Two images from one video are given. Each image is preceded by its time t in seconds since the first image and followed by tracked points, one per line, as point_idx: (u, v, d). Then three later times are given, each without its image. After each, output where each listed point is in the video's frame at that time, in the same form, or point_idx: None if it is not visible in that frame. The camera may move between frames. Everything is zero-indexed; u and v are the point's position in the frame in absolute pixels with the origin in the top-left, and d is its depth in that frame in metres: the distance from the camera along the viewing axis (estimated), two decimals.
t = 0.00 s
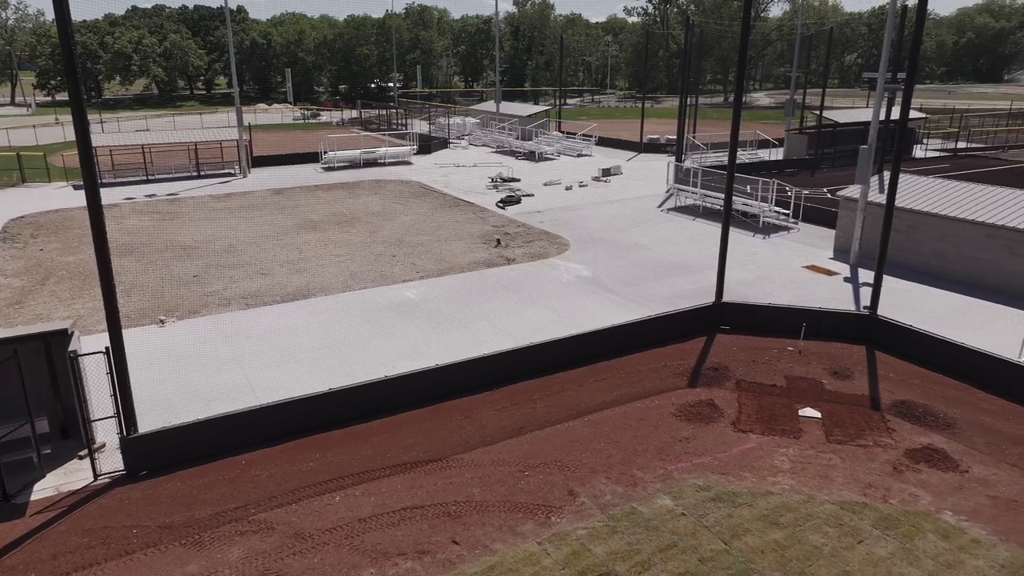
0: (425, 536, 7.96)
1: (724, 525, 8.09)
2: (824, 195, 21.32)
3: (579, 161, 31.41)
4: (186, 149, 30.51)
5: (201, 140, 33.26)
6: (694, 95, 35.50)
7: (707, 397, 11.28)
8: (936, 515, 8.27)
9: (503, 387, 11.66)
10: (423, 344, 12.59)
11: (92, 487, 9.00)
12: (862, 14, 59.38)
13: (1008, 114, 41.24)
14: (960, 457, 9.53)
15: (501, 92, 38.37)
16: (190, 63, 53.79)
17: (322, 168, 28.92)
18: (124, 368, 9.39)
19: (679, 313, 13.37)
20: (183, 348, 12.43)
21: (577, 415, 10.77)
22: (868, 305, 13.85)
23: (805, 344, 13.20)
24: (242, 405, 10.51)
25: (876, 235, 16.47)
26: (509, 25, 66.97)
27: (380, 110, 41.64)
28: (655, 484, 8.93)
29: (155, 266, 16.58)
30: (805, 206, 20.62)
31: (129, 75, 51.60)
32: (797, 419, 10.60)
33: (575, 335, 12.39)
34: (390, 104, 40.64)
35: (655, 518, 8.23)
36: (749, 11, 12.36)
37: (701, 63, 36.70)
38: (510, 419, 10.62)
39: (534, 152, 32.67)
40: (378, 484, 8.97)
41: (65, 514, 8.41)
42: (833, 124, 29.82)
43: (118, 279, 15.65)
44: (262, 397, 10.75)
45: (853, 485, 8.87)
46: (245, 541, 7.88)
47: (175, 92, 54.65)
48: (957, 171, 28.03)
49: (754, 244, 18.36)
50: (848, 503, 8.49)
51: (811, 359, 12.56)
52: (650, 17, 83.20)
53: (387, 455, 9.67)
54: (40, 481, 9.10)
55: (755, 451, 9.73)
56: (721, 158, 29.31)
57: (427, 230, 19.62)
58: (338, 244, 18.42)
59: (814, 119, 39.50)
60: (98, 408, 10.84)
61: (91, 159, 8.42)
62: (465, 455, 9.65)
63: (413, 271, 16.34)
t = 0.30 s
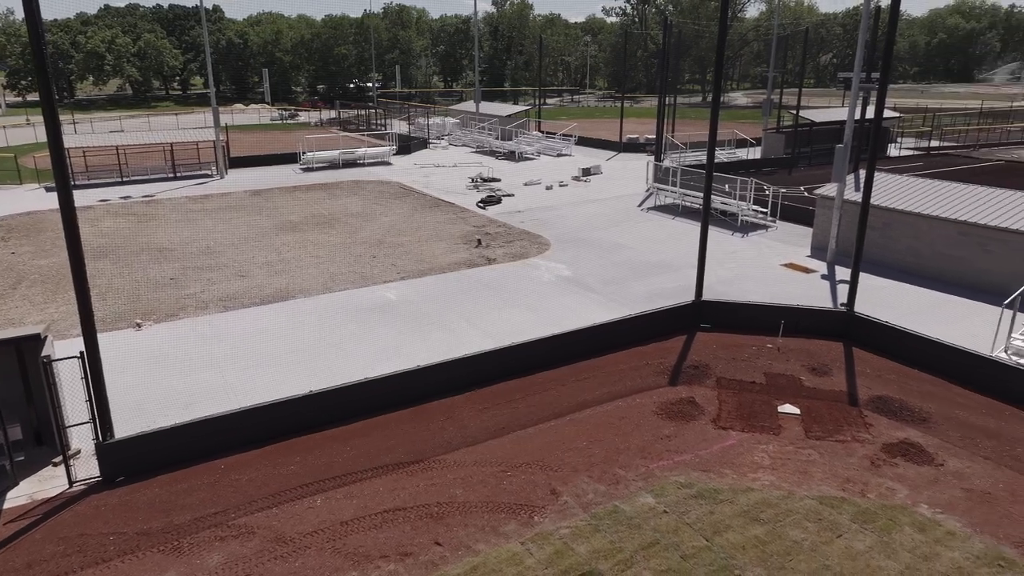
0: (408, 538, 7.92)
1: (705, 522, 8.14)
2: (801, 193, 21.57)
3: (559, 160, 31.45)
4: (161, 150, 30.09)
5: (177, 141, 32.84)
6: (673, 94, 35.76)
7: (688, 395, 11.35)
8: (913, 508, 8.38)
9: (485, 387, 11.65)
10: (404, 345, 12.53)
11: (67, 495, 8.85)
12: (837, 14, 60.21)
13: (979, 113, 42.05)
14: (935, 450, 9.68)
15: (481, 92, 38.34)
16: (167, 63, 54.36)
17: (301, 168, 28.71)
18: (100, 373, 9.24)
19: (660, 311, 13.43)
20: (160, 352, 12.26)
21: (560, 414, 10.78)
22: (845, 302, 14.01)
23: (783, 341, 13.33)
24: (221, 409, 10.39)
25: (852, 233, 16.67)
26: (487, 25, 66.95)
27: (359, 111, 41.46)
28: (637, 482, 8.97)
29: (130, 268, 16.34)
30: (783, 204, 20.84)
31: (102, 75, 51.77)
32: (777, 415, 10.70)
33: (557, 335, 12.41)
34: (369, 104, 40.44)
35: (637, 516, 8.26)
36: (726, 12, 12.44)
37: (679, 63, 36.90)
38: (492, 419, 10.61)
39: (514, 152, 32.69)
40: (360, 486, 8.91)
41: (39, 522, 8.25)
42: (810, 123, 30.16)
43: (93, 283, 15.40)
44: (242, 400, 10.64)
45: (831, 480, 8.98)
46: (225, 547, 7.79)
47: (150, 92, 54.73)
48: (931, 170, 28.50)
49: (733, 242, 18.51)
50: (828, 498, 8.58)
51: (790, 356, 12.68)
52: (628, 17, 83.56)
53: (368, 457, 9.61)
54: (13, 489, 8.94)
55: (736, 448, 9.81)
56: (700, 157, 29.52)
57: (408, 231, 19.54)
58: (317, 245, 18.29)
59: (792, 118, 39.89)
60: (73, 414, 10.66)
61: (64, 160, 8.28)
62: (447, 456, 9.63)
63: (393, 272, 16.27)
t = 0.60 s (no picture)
0: (389, 541, 7.87)
1: (686, 519, 8.19)
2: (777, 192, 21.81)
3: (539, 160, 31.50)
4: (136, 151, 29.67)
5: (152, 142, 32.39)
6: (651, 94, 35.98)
7: (669, 393, 11.41)
8: (889, 501, 8.50)
9: (466, 387, 11.62)
10: (384, 346, 12.45)
11: (40, 503, 8.67)
12: (811, 15, 61.11)
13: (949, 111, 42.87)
14: (910, 444, 9.82)
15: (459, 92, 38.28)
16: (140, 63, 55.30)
17: (279, 169, 28.47)
18: (73, 379, 9.06)
19: (640, 310, 13.49)
20: (135, 356, 12.07)
21: (541, 414, 10.79)
22: (821, 299, 14.18)
23: (762, 339, 13.45)
24: (199, 413, 10.26)
25: (828, 231, 16.89)
26: (466, 25, 66.89)
27: (337, 111, 41.22)
28: (618, 480, 8.99)
29: (104, 272, 16.08)
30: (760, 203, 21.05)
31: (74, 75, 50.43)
32: (756, 412, 10.79)
33: (538, 335, 12.42)
34: (347, 104, 40.21)
35: (619, 514, 8.28)
36: (703, 12, 12.50)
37: (657, 62, 37.13)
38: (473, 420, 10.58)
39: (493, 152, 32.67)
40: (342, 489, 8.84)
41: (11, 531, 8.08)
42: (786, 123, 30.51)
43: (65, 287, 15.13)
44: (220, 405, 10.50)
45: (810, 476, 9.07)
46: (204, 553, 7.68)
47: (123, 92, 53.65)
48: (904, 168, 28.96)
49: (712, 241, 18.66)
50: (806, 494, 8.67)
51: (768, 353, 12.80)
52: (606, 17, 83.91)
53: (349, 460, 9.53)
54: None
55: (716, 444, 9.88)
56: (678, 156, 29.73)
57: (387, 231, 19.45)
58: (296, 246, 18.14)
59: (768, 117, 40.30)
60: (46, 420, 10.45)
61: (34, 162, 8.10)
62: (429, 457, 9.59)
63: (373, 273, 16.19)
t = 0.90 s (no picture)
0: (371, 543, 7.83)
1: (667, 517, 8.23)
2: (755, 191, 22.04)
3: (518, 160, 31.51)
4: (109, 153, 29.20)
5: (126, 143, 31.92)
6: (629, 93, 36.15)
7: (649, 391, 11.47)
8: (866, 495, 8.62)
9: (449, 388, 11.59)
10: (364, 348, 12.38)
11: (13, 511, 8.50)
12: (786, 16, 61.90)
13: (921, 111, 43.60)
14: (886, 439, 9.96)
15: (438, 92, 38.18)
16: (113, 63, 54.21)
17: (256, 170, 28.20)
18: (46, 384, 8.89)
19: (620, 309, 13.55)
20: (110, 361, 11.87)
21: (524, 413, 10.79)
22: (799, 296, 14.34)
23: (741, 336, 13.57)
24: (177, 417, 10.13)
25: (805, 229, 17.09)
26: (444, 25, 66.80)
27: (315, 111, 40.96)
28: (600, 479, 9.02)
29: (77, 275, 15.82)
30: (738, 202, 21.25)
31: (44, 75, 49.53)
32: (735, 409, 10.88)
33: (519, 335, 12.42)
34: (325, 104, 39.98)
35: (601, 513, 8.31)
36: (680, 12, 12.55)
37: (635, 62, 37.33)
38: (455, 421, 10.55)
39: (473, 152, 32.64)
40: (322, 492, 8.77)
41: None
42: (762, 122, 30.84)
43: (37, 291, 14.85)
44: (198, 409, 10.37)
45: (789, 471, 9.17)
46: (182, 559, 7.58)
47: (95, 93, 52.84)
48: (878, 166, 29.42)
49: (690, 239, 18.79)
50: (785, 489, 8.76)
51: (747, 350, 12.91)
52: (584, 17, 84.16)
53: (330, 462, 9.46)
54: None
55: (696, 442, 9.95)
56: (657, 155, 29.92)
57: (366, 232, 19.35)
58: (274, 248, 17.98)
59: (745, 117, 40.73)
60: (18, 427, 10.25)
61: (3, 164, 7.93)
62: (410, 458, 9.55)
63: (352, 274, 16.11)
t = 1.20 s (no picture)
0: (353, 546, 7.77)
1: (650, 514, 8.27)
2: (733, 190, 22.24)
3: (498, 160, 31.49)
4: (83, 154, 28.72)
5: (100, 145, 31.44)
6: (609, 94, 36.29)
7: (631, 390, 11.52)
8: (844, 490, 8.72)
9: (430, 389, 11.55)
10: (345, 350, 12.30)
11: None
12: (762, 16, 62.63)
13: (896, 110, 44.26)
14: (864, 434, 10.09)
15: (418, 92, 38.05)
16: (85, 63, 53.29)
17: (234, 171, 27.91)
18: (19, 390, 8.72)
19: (601, 308, 13.59)
20: (85, 366, 11.68)
21: (506, 413, 10.79)
22: (777, 294, 14.48)
23: (720, 334, 13.67)
24: (154, 422, 9.99)
25: (783, 228, 17.26)
26: (423, 25, 66.58)
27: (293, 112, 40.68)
28: (582, 478, 9.04)
29: (50, 279, 15.54)
30: (717, 201, 21.42)
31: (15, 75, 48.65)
32: (715, 407, 10.96)
33: (500, 335, 12.42)
34: (304, 104, 39.73)
35: (584, 512, 8.32)
36: (658, 12, 12.57)
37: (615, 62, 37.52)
38: (437, 422, 10.53)
39: (453, 153, 32.55)
40: (303, 496, 8.70)
41: None
42: (741, 122, 31.13)
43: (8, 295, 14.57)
44: (176, 413, 10.24)
45: (768, 468, 9.25)
46: (161, 566, 7.48)
47: (68, 93, 51.93)
48: (854, 165, 29.82)
49: (670, 238, 18.90)
50: (765, 485, 8.84)
51: (727, 348, 13.01)
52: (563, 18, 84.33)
53: (311, 465, 9.39)
54: None
55: (677, 440, 10.01)
56: (636, 155, 30.07)
57: (346, 233, 19.22)
58: (252, 249, 17.81)
59: (723, 116, 41.08)
60: None
61: None
62: (392, 460, 9.50)
63: (332, 275, 16.00)
